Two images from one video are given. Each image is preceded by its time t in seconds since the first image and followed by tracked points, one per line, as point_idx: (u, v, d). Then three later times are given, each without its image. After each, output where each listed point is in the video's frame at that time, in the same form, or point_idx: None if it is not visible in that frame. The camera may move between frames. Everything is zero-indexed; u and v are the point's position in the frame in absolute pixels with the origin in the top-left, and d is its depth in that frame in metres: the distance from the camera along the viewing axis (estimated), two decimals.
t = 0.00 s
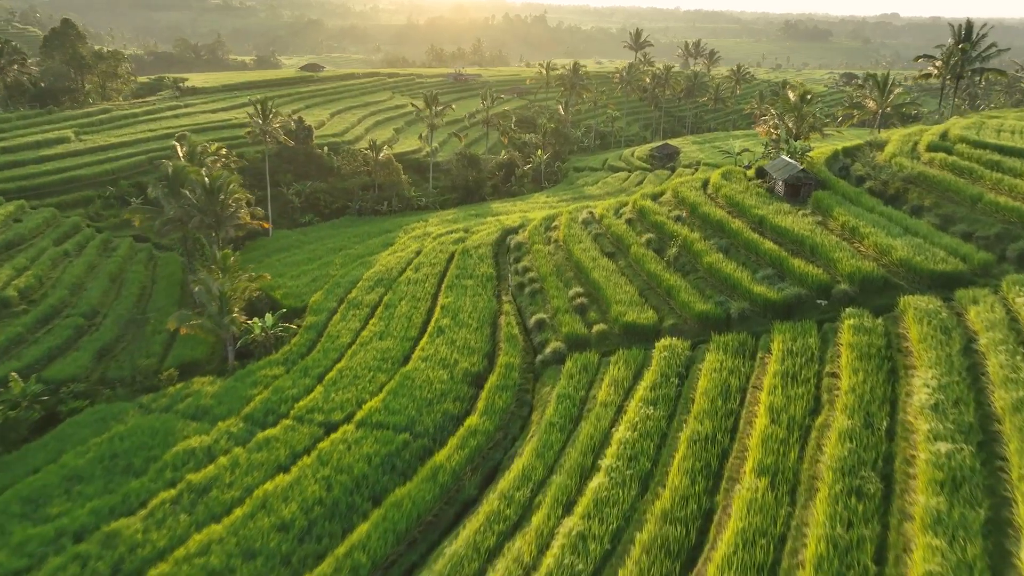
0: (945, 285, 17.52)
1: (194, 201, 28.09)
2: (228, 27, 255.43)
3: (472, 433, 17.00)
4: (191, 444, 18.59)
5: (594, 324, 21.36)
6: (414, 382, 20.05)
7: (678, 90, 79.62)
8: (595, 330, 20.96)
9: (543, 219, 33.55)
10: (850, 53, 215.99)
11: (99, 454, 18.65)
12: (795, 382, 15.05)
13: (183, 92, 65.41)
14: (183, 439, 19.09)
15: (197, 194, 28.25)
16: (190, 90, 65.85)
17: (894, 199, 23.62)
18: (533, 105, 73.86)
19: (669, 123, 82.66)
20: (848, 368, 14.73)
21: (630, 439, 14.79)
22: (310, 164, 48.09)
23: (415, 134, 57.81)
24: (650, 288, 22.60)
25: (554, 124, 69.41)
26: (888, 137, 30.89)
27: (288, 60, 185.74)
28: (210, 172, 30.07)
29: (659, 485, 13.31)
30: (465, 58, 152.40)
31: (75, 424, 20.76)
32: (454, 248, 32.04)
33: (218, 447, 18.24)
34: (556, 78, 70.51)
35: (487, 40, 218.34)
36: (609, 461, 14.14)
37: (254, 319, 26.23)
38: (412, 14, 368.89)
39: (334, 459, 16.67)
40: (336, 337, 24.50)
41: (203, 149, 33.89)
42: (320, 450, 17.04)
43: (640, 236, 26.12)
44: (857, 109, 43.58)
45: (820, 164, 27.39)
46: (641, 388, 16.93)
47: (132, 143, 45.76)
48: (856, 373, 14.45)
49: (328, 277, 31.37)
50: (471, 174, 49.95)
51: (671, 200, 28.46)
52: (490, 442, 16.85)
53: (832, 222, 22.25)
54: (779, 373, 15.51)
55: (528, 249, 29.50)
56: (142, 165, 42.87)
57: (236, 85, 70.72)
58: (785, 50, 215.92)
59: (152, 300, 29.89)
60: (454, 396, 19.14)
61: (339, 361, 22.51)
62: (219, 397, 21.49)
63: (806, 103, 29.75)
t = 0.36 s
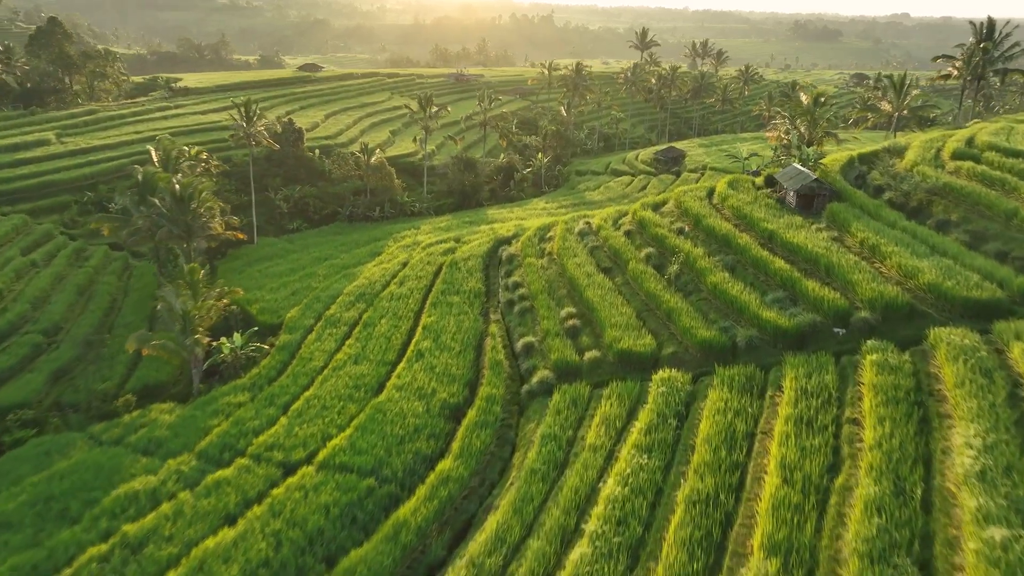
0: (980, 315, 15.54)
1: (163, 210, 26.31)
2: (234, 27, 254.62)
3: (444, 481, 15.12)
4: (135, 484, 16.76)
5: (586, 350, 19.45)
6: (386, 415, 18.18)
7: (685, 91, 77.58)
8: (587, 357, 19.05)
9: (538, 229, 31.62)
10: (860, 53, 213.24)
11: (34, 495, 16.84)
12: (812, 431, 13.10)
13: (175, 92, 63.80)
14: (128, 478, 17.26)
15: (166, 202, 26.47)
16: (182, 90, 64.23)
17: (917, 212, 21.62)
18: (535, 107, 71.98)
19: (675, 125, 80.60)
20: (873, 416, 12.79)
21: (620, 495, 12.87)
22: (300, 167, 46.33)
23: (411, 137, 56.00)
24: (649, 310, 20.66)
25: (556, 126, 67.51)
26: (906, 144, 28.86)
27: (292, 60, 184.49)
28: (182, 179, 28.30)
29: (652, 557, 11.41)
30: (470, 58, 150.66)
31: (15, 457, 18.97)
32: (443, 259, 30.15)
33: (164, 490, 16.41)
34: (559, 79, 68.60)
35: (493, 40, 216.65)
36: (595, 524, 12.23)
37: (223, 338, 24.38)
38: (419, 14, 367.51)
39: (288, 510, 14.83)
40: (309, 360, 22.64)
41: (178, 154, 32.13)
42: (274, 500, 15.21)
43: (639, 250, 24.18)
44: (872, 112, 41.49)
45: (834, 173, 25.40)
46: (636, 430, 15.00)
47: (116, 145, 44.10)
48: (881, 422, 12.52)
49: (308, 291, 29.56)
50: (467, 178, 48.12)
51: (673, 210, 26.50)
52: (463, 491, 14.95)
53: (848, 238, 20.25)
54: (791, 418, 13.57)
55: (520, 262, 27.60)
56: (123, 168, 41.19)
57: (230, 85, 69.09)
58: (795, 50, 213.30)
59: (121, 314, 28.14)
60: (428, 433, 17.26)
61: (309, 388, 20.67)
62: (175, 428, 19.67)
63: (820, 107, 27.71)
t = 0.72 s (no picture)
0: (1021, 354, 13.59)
1: (124, 220, 24.50)
2: (237, 26, 253.41)
3: (405, 541, 13.24)
4: (63, 537, 14.92)
5: (574, 382, 17.53)
6: (348, 456, 16.30)
7: (689, 92, 75.57)
8: (574, 390, 17.14)
9: (530, 239, 29.69)
10: (868, 53, 210.69)
11: None
12: (829, 496, 11.17)
13: (165, 93, 62.11)
14: (58, 527, 15.44)
15: (128, 211, 24.67)
16: (172, 90, 62.53)
17: (941, 228, 19.66)
18: (535, 108, 70.07)
19: (679, 127, 78.62)
20: (902, 480, 10.84)
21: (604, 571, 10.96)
22: (287, 171, 44.51)
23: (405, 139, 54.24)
24: (645, 336, 18.73)
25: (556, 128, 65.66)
26: (925, 151, 26.87)
27: (294, 60, 182.97)
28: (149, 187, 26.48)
29: None
30: (473, 58, 148.89)
31: None
32: (428, 272, 28.27)
33: (93, 544, 14.58)
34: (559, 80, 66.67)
35: (497, 40, 214.90)
36: None
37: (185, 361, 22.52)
38: (423, 13, 365.91)
39: None
40: (274, 387, 20.75)
41: (149, 160, 30.37)
42: (211, 562, 13.36)
43: (635, 267, 22.25)
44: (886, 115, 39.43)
45: (848, 183, 23.42)
46: (625, 484, 13.09)
47: (95, 148, 42.35)
48: (912, 490, 10.57)
49: (284, 307, 27.72)
50: (461, 183, 46.29)
51: (673, 222, 24.54)
52: (427, 554, 13.09)
53: (866, 257, 18.26)
54: (805, 478, 11.63)
55: (509, 277, 25.70)
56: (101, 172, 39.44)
57: (223, 86, 67.39)
58: (802, 50, 210.92)
59: (83, 331, 26.34)
60: (393, 478, 15.38)
61: (270, 421, 18.78)
62: (120, 464, 17.85)
63: (833, 111, 25.62)
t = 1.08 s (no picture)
0: None
1: (78, 233, 22.62)
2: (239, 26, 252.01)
3: None
4: None
5: (557, 423, 15.60)
6: (299, 509, 14.42)
7: (693, 93, 73.56)
8: (557, 432, 15.20)
9: (519, 252, 27.78)
10: (875, 53, 208.22)
11: None
12: None
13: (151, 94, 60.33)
14: None
15: (82, 223, 22.79)
16: (159, 91, 60.77)
17: (967, 247, 17.70)
18: (533, 110, 68.15)
19: (682, 129, 76.70)
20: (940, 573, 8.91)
21: None
22: (271, 176, 42.68)
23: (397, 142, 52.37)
24: (637, 368, 16.79)
25: (555, 131, 63.78)
26: (944, 160, 24.91)
27: (294, 60, 181.38)
28: (109, 196, 24.62)
29: None
30: (475, 58, 147.03)
31: None
32: (409, 288, 26.38)
33: None
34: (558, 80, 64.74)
35: (500, 40, 213.15)
36: None
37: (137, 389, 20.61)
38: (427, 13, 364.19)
39: None
40: (230, 420, 18.87)
41: (115, 167, 28.55)
42: None
43: (629, 287, 20.32)
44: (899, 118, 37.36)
45: (862, 195, 21.46)
46: (608, 558, 11.17)
47: (70, 151, 40.57)
48: None
49: (254, 325, 25.87)
50: (454, 189, 44.45)
51: (671, 237, 22.60)
52: None
53: (885, 282, 16.30)
54: (820, 562, 9.69)
55: (493, 295, 23.79)
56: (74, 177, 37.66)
57: (212, 86, 65.60)
58: (808, 50, 208.56)
59: (37, 351, 24.50)
60: (346, 538, 13.50)
61: (221, 461, 16.93)
62: (50, 512, 16.01)
63: (846, 116, 23.62)
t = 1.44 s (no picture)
0: None
1: (22, 248, 20.73)
2: (242, 25, 250.57)
3: None
4: None
5: (535, 475, 13.66)
6: None
7: (696, 94, 71.57)
8: (533, 486, 13.27)
9: (507, 267, 25.85)
10: (882, 53, 205.82)
11: None
12: None
13: (138, 95, 58.67)
14: None
15: (27, 237, 20.91)
16: (145, 92, 59.04)
17: (1000, 272, 15.73)
18: (532, 112, 66.30)
19: (685, 131, 74.72)
20: None
21: None
22: (254, 181, 40.92)
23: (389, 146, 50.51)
24: (628, 409, 14.86)
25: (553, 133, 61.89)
26: (966, 169, 22.90)
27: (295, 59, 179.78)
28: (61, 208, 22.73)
29: None
30: (477, 58, 145.12)
31: None
32: (387, 306, 24.47)
33: None
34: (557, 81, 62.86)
35: (503, 40, 211.34)
36: None
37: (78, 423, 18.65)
38: (431, 12, 362.52)
39: None
40: (175, 460, 17.01)
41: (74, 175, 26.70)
42: None
43: (622, 312, 18.38)
44: (913, 122, 35.38)
45: (878, 209, 19.48)
46: None
47: (43, 155, 38.84)
48: None
49: (219, 346, 24.03)
50: (445, 195, 42.60)
51: (669, 254, 20.68)
52: None
53: (909, 313, 14.32)
54: None
55: (475, 316, 21.87)
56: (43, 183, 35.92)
57: (201, 87, 63.83)
58: (814, 51, 206.27)
59: None
60: None
61: (158, 512, 15.11)
62: None
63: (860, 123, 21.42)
